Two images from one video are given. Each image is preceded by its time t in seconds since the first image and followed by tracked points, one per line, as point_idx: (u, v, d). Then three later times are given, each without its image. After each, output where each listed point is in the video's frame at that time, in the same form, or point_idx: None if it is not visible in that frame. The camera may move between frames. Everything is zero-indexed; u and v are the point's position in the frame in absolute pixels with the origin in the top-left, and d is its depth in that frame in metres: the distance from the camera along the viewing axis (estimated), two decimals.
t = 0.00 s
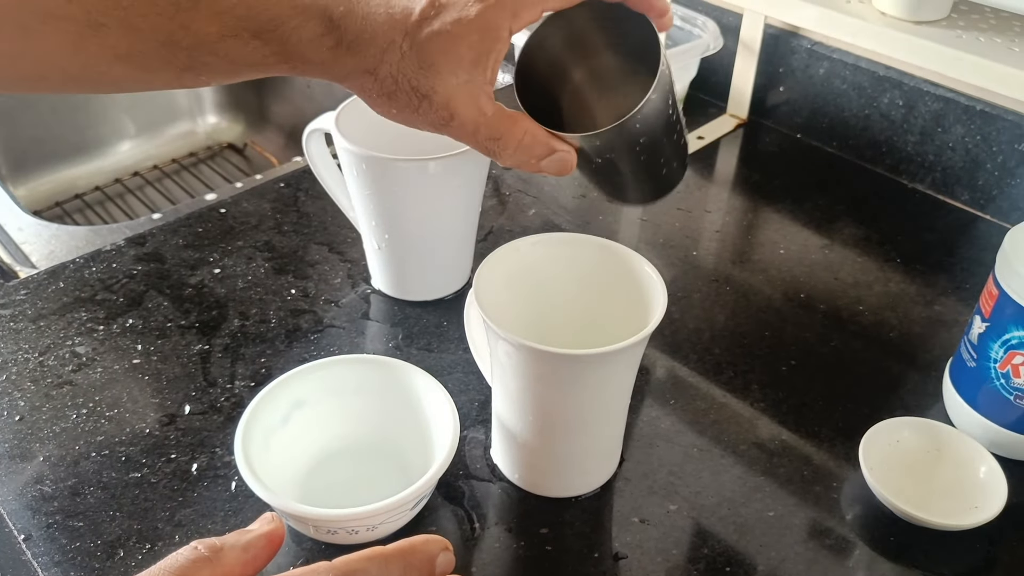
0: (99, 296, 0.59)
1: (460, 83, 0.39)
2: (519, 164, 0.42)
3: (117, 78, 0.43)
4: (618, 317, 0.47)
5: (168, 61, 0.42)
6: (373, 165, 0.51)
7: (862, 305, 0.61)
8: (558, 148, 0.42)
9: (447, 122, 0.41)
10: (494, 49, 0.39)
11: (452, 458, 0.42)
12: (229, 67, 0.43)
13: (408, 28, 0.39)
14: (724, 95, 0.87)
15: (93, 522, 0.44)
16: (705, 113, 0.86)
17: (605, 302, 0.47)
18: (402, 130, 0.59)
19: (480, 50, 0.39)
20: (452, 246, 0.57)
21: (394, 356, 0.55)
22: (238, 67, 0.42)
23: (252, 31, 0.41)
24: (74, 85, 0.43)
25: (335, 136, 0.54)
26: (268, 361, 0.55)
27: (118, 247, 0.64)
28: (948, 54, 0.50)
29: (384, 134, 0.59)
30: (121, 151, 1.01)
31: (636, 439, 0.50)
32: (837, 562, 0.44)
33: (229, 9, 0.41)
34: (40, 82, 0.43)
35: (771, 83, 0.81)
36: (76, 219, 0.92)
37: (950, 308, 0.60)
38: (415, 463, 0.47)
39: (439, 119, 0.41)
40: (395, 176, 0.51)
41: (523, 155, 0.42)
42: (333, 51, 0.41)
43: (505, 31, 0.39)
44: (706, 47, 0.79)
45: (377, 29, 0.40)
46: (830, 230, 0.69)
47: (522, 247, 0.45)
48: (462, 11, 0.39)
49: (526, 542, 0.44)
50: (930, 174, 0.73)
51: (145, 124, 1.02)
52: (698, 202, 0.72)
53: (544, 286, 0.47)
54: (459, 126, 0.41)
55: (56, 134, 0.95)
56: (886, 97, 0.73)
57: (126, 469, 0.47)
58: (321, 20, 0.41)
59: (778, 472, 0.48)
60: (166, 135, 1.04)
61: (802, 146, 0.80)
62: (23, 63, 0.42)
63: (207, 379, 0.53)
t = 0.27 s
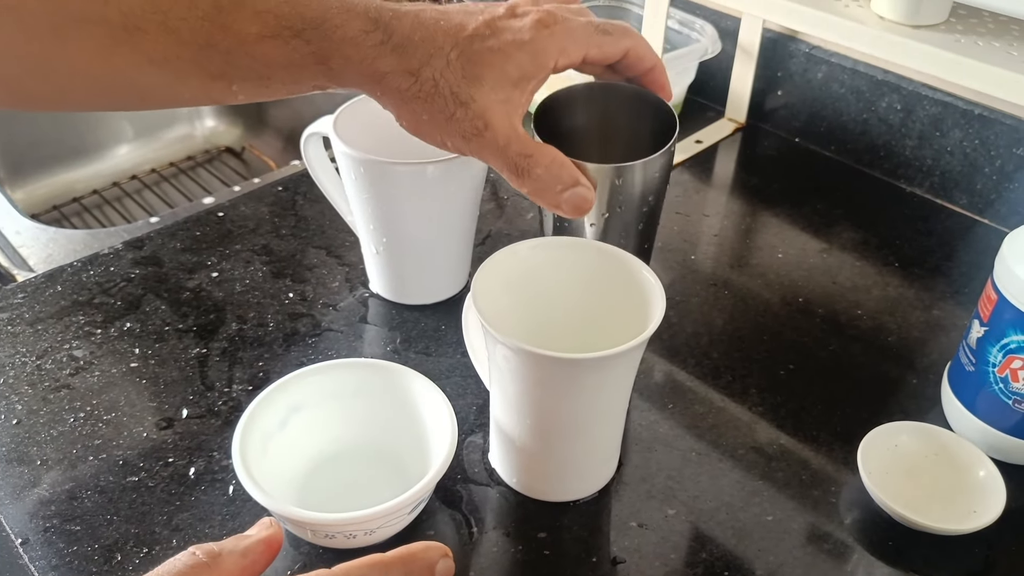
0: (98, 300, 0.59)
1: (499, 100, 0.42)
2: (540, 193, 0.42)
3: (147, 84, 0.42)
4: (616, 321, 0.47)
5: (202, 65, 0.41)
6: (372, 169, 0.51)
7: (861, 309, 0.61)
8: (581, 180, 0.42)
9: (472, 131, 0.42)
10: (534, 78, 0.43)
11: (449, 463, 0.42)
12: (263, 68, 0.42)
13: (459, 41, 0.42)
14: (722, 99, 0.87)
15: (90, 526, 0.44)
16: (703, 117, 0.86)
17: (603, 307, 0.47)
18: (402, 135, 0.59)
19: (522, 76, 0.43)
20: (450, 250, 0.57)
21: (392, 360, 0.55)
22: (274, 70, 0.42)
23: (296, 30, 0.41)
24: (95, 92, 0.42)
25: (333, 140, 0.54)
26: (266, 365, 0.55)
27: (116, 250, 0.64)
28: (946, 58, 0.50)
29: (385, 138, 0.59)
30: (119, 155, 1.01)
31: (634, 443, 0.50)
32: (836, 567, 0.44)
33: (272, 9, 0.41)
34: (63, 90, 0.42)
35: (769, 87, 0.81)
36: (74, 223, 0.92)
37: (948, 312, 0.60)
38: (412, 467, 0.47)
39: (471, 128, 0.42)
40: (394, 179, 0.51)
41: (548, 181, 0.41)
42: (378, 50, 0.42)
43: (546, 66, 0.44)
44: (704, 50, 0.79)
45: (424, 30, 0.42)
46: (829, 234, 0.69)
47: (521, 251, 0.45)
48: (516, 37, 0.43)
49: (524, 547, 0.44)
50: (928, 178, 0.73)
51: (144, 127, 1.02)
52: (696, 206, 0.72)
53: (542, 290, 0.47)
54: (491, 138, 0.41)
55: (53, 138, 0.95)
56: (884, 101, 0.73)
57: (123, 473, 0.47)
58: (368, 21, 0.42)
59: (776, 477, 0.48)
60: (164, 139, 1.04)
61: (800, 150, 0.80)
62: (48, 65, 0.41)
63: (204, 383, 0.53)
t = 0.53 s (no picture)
0: (95, 304, 0.59)
1: (507, 122, 0.44)
2: (542, 215, 0.44)
3: (152, 99, 0.41)
4: (614, 324, 0.47)
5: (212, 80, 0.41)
6: (370, 172, 0.51)
7: (860, 311, 0.61)
8: (584, 206, 0.43)
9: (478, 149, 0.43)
10: (540, 102, 0.46)
11: (447, 467, 0.41)
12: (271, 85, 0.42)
13: (469, 62, 0.44)
14: (720, 102, 0.87)
15: (87, 530, 0.44)
16: (701, 119, 0.86)
17: (601, 310, 0.47)
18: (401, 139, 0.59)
19: (529, 100, 0.45)
20: (449, 252, 0.57)
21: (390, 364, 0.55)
22: (284, 86, 0.42)
23: (306, 47, 0.42)
24: (99, 106, 0.41)
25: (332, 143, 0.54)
26: (263, 369, 0.54)
27: (114, 253, 0.64)
28: (945, 61, 0.50)
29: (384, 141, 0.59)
30: (117, 157, 1.02)
31: (633, 447, 0.50)
32: (835, 570, 0.44)
33: (283, 25, 0.41)
34: (66, 104, 0.41)
35: (768, 90, 0.81)
36: (72, 226, 0.92)
37: (946, 315, 0.60)
38: (410, 470, 0.47)
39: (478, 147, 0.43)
40: (392, 183, 0.51)
41: (553, 204, 0.43)
42: (389, 67, 0.43)
43: (551, 92, 0.47)
44: (702, 53, 0.79)
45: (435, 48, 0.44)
46: (827, 236, 0.69)
47: (519, 254, 0.45)
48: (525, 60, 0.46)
49: (522, 550, 0.44)
50: (927, 181, 0.73)
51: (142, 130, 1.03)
52: (695, 209, 0.72)
53: (541, 293, 0.47)
54: (498, 158, 0.43)
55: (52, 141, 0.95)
56: (883, 104, 0.73)
57: (120, 477, 0.47)
58: (380, 39, 0.43)
59: (775, 480, 0.48)
60: (162, 141, 1.05)
61: (798, 152, 0.80)
62: (53, 80, 0.40)
63: (202, 386, 0.53)
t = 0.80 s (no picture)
0: (93, 307, 0.59)
1: (499, 129, 0.44)
2: (532, 221, 0.45)
3: (143, 107, 0.41)
4: (613, 327, 0.47)
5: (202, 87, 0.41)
6: (369, 175, 0.51)
7: (859, 314, 0.61)
8: (576, 214, 0.45)
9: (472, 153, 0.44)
10: (534, 112, 0.46)
11: (445, 471, 0.41)
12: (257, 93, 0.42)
13: (463, 67, 0.44)
14: (719, 104, 0.87)
15: (85, 534, 0.44)
16: (700, 121, 0.86)
17: (600, 313, 0.47)
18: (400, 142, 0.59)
19: (522, 110, 0.45)
20: (447, 255, 0.57)
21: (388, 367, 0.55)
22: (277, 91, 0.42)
23: (296, 51, 0.42)
24: (94, 114, 0.41)
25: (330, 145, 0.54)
26: (262, 372, 0.54)
27: (112, 256, 0.64)
28: (943, 63, 0.50)
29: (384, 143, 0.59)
30: (117, 159, 1.02)
31: (632, 450, 0.50)
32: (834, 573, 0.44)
33: (273, 30, 0.41)
34: (58, 113, 0.40)
35: (767, 92, 0.81)
36: (71, 229, 0.92)
37: (945, 318, 0.60)
38: (409, 474, 0.46)
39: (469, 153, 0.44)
40: (391, 185, 0.51)
41: (542, 210, 0.44)
42: (381, 71, 0.43)
43: (549, 103, 0.46)
44: (701, 55, 0.79)
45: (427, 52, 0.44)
46: (826, 239, 0.69)
47: (518, 257, 0.45)
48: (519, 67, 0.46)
49: (521, 554, 0.44)
50: (926, 183, 0.73)
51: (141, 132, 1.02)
52: (694, 211, 0.72)
53: (541, 296, 0.47)
54: (489, 165, 0.44)
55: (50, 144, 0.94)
56: (881, 106, 0.73)
57: (118, 481, 0.47)
58: (372, 40, 0.44)
59: (774, 483, 0.48)
60: (161, 144, 1.04)
61: (797, 155, 0.80)
62: (43, 89, 0.39)
63: (200, 390, 0.53)
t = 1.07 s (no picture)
0: (91, 308, 0.59)
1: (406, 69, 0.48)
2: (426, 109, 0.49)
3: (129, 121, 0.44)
4: (611, 330, 0.47)
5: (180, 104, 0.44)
6: (368, 177, 0.51)
7: (857, 316, 0.61)
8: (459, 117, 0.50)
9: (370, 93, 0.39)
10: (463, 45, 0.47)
11: (443, 473, 0.41)
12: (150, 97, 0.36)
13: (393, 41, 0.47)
14: (717, 106, 0.87)
15: (82, 536, 0.44)
16: (698, 123, 0.86)
17: (598, 315, 0.47)
18: (399, 144, 0.59)
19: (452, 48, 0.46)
20: (445, 257, 0.57)
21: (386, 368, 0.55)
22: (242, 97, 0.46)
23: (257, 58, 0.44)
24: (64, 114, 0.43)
25: (328, 147, 0.54)
26: (260, 373, 0.54)
27: (110, 258, 0.64)
28: (942, 65, 0.50)
29: (383, 144, 0.59)
30: (114, 161, 1.01)
31: (630, 452, 0.50)
32: None
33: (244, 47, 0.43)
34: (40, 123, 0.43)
35: (765, 94, 0.81)
36: (69, 230, 0.92)
37: (944, 319, 0.60)
38: (408, 475, 0.46)
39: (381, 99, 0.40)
40: (390, 187, 0.51)
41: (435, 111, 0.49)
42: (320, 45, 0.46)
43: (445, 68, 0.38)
44: (699, 57, 0.78)
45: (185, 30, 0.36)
46: (824, 240, 0.69)
47: (516, 259, 0.45)
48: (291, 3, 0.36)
49: (519, 556, 0.44)
50: (924, 185, 0.73)
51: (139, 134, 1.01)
52: (692, 212, 0.72)
53: (540, 298, 0.47)
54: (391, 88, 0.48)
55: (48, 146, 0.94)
56: (880, 108, 0.73)
57: (116, 483, 0.47)
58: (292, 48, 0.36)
59: (772, 485, 0.48)
60: (159, 146, 1.04)
61: (795, 156, 0.80)
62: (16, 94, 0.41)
63: (198, 392, 0.53)
